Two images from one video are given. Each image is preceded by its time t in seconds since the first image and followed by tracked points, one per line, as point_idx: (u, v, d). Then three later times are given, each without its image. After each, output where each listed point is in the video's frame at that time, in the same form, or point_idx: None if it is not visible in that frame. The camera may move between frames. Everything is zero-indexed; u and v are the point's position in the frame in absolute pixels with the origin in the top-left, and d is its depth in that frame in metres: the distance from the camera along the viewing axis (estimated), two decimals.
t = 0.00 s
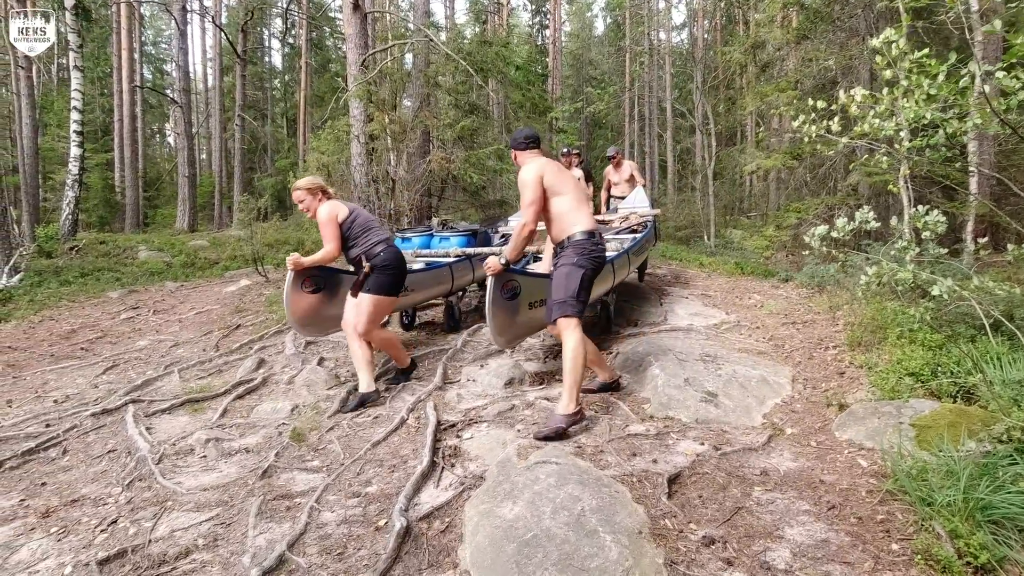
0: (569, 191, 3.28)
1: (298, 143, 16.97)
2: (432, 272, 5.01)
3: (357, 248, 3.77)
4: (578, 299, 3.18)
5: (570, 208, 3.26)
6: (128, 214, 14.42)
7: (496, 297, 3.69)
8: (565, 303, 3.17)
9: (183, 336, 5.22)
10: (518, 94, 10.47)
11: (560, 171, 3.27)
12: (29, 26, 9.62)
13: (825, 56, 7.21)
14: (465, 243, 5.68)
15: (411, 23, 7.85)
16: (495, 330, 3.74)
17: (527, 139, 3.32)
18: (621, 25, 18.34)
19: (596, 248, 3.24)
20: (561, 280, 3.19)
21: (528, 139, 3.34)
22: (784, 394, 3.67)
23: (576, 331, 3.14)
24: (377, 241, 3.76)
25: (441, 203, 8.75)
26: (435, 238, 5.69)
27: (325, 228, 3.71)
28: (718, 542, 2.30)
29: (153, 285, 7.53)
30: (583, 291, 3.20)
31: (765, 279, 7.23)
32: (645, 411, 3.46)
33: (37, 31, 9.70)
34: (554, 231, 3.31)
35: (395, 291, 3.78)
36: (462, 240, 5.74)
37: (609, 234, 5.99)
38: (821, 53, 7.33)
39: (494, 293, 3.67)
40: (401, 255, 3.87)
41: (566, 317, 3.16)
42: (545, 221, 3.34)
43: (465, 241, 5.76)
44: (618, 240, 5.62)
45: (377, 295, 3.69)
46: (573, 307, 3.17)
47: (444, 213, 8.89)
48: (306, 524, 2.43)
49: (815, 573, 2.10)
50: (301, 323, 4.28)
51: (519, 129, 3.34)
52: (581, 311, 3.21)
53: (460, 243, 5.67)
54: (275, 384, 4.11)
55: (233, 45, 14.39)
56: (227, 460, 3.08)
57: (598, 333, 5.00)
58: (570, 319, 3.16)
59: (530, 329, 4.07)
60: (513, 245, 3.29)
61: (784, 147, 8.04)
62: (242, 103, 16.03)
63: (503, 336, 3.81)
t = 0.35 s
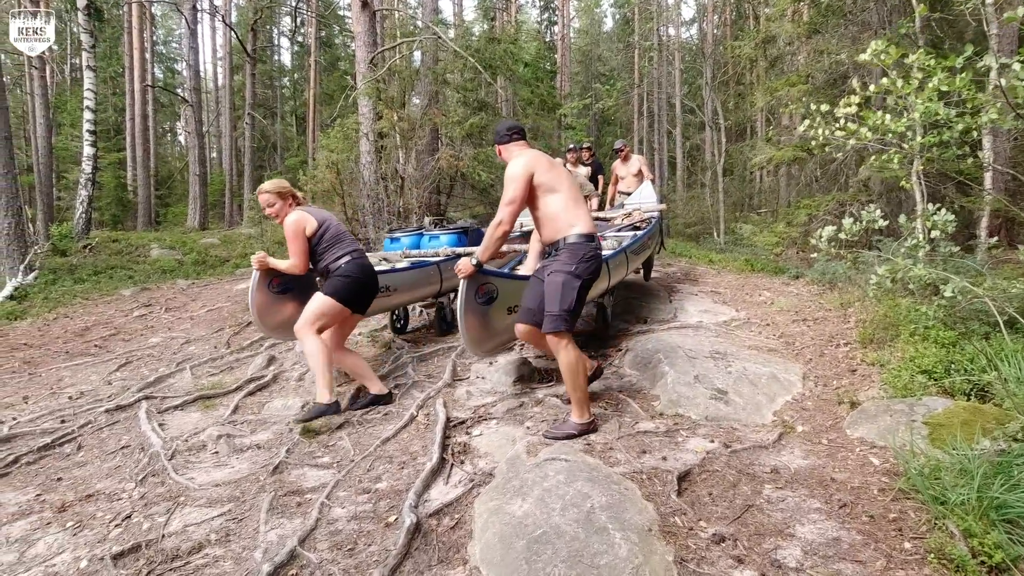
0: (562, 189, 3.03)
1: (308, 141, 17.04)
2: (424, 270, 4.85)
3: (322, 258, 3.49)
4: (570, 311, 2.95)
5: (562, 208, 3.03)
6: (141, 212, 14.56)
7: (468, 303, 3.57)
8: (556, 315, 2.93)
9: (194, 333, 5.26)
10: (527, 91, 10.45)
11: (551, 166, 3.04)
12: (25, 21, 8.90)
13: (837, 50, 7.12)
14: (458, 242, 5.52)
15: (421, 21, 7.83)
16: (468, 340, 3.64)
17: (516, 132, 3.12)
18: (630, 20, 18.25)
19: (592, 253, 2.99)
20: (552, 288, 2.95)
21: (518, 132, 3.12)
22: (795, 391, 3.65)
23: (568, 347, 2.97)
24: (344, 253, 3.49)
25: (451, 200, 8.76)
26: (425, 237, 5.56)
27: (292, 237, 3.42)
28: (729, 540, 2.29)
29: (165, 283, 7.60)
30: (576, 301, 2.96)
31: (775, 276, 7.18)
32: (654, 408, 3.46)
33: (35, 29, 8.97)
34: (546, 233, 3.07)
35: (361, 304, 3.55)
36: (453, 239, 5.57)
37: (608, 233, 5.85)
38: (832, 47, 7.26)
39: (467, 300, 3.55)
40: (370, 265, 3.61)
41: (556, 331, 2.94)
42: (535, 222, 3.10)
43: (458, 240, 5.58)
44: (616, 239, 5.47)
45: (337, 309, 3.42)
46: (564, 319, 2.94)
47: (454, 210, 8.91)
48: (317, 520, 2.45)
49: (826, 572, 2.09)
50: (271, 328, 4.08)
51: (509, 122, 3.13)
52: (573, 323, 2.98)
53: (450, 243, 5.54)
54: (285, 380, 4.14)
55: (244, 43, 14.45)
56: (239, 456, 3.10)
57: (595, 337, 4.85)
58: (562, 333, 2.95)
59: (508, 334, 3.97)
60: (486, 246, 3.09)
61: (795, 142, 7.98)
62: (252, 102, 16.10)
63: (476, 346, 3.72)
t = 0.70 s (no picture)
0: (554, 186, 2.84)
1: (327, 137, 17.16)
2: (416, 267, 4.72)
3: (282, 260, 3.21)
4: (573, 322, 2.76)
5: (554, 206, 2.83)
6: (164, 208, 14.82)
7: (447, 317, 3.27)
8: (560, 328, 2.74)
9: (216, 327, 5.34)
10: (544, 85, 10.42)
11: (541, 160, 2.85)
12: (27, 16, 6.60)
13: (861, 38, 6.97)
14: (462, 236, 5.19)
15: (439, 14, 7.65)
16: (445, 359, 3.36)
17: (502, 122, 2.90)
18: (649, 11, 18.02)
19: (590, 256, 2.82)
20: (552, 298, 2.75)
21: (501, 125, 2.92)
22: (817, 386, 3.60)
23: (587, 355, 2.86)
24: (303, 254, 3.18)
25: (468, 195, 8.77)
26: (425, 233, 5.23)
27: (256, 235, 3.18)
28: (749, 535, 2.27)
29: (188, 278, 7.71)
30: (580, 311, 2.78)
31: (796, 270, 7.08)
32: (672, 403, 3.44)
33: (38, 29, 6.64)
34: (539, 233, 2.86)
35: (327, 310, 3.25)
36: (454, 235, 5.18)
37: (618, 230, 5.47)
38: (857, 35, 7.11)
39: (447, 313, 3.26)
40: (336, 267, 3.29)
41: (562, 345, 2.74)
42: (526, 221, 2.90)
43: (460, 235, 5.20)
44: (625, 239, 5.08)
45: (294, 318, 3.12)
46: (564, 329, 2.75)
47: (471, 205, 8.91)
48: (338, 511, 2.48)
49: (849, 569, 2.06)
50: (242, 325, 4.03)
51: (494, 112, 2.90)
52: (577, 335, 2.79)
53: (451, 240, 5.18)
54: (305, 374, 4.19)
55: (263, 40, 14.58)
56: (260, 448, 3.15)
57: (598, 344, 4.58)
58: (569, 345, 2.78)
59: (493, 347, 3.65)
60: (465, 249, 2.80)
61: (817, 133, 7.84)
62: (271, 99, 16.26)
63: (456, 364, 3.41)
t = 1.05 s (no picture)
0: (550, 179, 2.62)
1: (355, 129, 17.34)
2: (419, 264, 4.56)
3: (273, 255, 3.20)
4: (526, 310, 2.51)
5: (542, 200, 2.61)
6: (199, 201, 15.21)
7: (416, 297, 3.03)
8: (510, 309, 2.49)
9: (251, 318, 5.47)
10: (571, 74, 10.33)
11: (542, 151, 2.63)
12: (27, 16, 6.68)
13: (902, 18, 6.74)
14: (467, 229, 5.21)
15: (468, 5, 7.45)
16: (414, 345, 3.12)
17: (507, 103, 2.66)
18: None
19: (568, 255, 2.58)
20: (513, 279, 2.53)
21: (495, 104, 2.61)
22: (853, 378, 3.53)
23: (525, 349, 2.51)
24: (291, 248, 3.14)
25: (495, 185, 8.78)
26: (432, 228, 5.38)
27: (244, 233, 3.19)
28: (784, 529, 2.24)
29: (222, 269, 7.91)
30: (537, 300, 2.53)
31: (830, 260, 6.91)
32: (704, 394, 3.40)
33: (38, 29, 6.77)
34: (521, 221, 2.63)
35: (321, 304, 3.21)
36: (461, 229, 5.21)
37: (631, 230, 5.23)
38: (897, 15, 6.86)
39: (416, 293, 3.03)
40: (329, 258, 3.24)
41: (507, 327, 2.48)
42: (510, 209, 2.67)
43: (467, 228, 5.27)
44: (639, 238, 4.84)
45: (290, 314, 3.12)
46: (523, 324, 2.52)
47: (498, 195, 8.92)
48: (371, 498, 2.53)
49: (888, 565, 2.02)
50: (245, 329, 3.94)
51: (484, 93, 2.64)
52: (526, 324, 2.53)
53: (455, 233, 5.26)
54: (337, 363, 4.26)
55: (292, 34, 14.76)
56: (295, 436, 3.23)
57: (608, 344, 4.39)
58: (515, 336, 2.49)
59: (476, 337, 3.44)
60: (444, 234, 2.56)
61: (854, 118, 7.61)
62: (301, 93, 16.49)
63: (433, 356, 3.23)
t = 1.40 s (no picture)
0: (520, 179, 2.25)
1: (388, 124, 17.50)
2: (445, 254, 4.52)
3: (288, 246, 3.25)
4: (500, 344, 2.20)
5: (512, 207, 2.25)
6: (238, 196, 15.64)
7: (397, 262, 2.77)
8: (481, 347, 2.18)
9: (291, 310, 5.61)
10: (605, 64, 10.24)
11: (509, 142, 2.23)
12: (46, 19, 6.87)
13: None
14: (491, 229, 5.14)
15: None
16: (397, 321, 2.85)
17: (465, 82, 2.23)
18: None
19: (537, 268, 2.27)
20: (477, 311, 2.20)
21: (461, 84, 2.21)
22: (900, 374, 3.42)
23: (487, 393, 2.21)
24: (301, 239, 3.17)
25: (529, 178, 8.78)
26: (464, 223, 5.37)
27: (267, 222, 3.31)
28: (828, 528, 2.19)
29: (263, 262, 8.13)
30: (510, 331, 2.21)
31: (874, 252, 6.70)
32: (743, 389, 3.34)
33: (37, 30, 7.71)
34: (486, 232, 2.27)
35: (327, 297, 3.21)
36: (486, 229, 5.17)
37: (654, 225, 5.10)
38: None
39: (399, 262, 2.78)
40: (338, 251, 3.20)
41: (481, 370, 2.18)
42: (475, 211, 2.30)
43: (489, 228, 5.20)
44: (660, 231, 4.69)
45: (291, 304, 3.14)
46: (494, 359, 2.20)
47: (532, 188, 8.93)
48: (410, 489, 2.57)
49: (939, 567, 1.96)
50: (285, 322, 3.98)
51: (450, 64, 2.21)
52: (501, 360, 2.22)
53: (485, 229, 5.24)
54: (374, 355, 4.34)
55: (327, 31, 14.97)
56: (335, 426, 3.30)
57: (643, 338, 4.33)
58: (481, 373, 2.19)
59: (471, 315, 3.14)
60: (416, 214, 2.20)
61: (900, 105, 7.35)
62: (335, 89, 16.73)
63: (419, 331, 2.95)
